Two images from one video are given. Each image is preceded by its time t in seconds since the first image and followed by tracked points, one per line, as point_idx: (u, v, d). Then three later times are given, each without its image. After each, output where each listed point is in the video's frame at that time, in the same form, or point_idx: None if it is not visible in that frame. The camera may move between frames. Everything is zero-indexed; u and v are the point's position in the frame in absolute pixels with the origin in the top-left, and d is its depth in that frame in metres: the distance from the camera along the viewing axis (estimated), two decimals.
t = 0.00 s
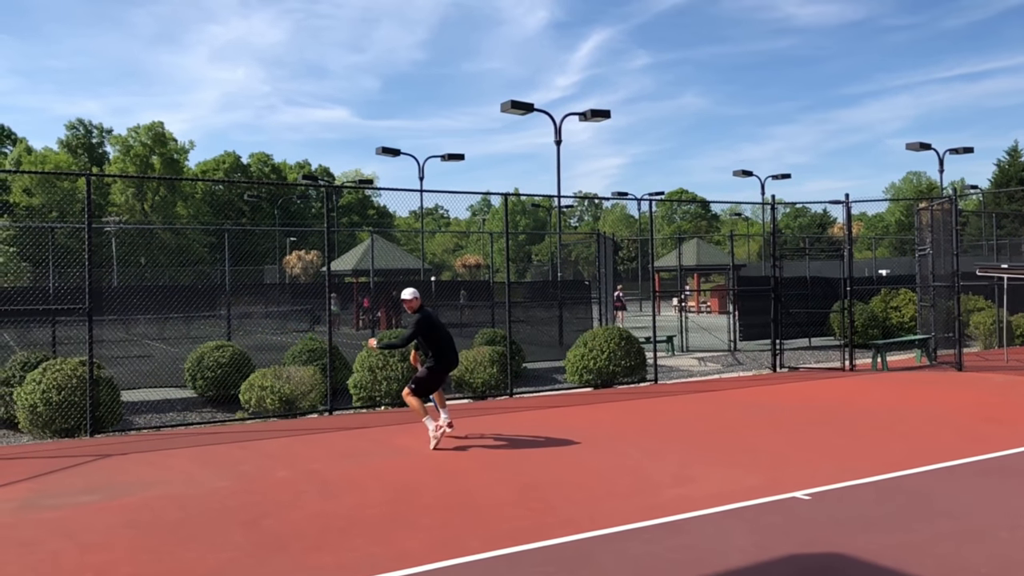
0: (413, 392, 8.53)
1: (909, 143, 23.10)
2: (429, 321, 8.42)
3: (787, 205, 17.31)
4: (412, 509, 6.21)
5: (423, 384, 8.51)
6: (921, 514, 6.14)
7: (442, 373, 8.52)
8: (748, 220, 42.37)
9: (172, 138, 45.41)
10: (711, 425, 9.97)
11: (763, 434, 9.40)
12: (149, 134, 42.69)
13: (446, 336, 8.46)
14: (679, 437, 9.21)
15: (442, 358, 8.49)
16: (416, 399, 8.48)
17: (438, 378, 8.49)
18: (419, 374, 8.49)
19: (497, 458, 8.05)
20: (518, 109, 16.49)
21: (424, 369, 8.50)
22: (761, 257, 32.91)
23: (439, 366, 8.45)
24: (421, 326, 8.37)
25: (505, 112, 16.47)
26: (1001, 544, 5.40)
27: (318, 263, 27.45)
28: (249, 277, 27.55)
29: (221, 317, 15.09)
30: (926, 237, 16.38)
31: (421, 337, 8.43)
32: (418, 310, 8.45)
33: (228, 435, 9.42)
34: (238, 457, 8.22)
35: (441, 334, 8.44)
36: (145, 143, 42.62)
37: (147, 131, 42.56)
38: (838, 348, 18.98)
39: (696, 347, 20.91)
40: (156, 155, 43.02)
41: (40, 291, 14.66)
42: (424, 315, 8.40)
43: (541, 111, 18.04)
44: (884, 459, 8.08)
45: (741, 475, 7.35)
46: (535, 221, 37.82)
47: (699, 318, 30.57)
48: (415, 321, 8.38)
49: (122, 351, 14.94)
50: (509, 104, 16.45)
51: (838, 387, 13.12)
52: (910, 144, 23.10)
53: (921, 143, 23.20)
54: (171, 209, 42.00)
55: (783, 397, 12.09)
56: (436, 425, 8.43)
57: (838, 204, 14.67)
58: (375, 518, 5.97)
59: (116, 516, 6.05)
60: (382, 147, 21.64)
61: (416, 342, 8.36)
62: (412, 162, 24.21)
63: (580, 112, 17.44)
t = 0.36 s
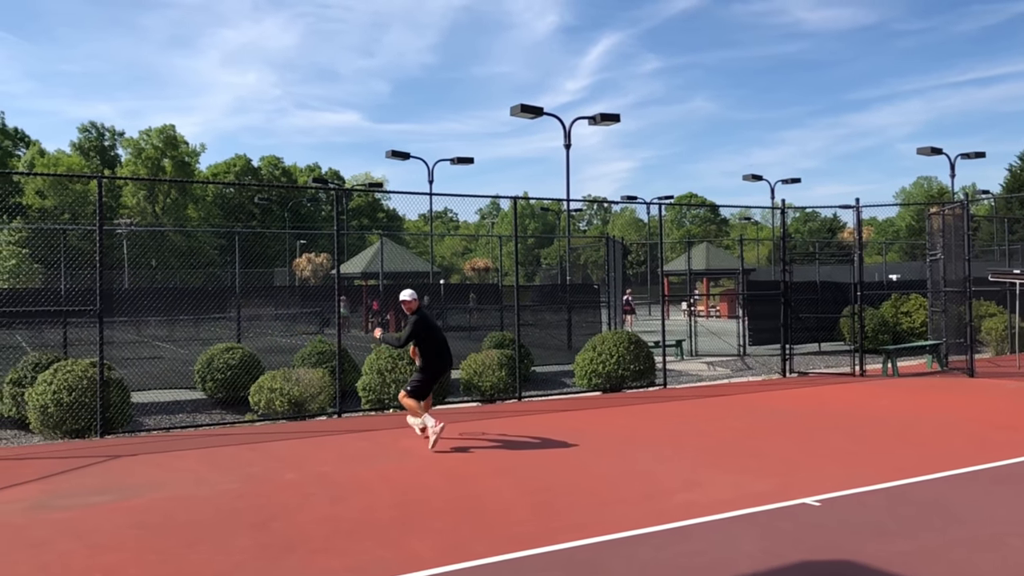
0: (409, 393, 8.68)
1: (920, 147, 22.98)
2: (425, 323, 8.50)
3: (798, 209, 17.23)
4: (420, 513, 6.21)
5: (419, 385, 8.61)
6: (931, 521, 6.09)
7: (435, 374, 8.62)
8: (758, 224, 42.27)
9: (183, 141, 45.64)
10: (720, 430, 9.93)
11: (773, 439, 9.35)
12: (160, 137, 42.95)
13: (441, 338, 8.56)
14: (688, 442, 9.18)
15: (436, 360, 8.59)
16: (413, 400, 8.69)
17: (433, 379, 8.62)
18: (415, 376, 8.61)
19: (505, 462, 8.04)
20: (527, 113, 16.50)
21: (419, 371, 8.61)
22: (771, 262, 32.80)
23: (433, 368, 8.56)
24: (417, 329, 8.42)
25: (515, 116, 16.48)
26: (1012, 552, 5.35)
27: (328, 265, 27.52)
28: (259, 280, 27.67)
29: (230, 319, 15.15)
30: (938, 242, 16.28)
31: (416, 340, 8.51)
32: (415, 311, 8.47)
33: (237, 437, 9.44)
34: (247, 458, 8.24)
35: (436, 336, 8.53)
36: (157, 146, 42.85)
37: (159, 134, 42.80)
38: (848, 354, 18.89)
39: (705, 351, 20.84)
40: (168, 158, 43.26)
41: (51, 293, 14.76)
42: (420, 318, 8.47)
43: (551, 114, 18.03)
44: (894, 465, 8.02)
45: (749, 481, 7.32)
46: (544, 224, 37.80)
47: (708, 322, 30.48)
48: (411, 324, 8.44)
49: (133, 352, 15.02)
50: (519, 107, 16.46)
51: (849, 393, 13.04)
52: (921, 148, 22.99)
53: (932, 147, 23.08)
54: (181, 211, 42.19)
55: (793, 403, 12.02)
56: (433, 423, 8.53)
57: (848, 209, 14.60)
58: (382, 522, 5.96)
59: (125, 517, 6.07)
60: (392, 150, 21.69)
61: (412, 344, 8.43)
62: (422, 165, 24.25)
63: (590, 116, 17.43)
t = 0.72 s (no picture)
0: (404, 394, 8.76)
1: (933, 150, 22.82)
2: (424, 325, 8.65)
3: (809, 212, 17.14)
4: (429, 515, 6.19)
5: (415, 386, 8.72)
6: (945, 527, 6.03)
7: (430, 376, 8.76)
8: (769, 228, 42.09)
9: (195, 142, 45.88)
10: (730, 434, 9.87)
11: (783, 444, 9.28)
12: (172, 139, 43.19)
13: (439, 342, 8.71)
14: (698, 446, 9.12)
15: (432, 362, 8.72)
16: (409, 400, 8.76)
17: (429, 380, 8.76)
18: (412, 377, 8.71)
19: (514, 465, 8.01)
20: (538, 114, 16.49)
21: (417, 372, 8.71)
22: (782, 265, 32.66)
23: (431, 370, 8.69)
24: (419, 331, 8.58)
25: (525, 118, 16.48)
26: None
27: (338, 267, 27.58)
28: (270, 281, 27.76)
29: (240, 320, 15.19)
30: (950, 246, 16.15)
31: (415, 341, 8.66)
32: (415, 314, 8.63)
33: (246, 438, 9.46)
34: (257, 459, 8.26)
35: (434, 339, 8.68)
36: (169, 148, 43.12)
37: (171, 136, 43.06)
38: (860, 357, 18.76)
39: (716, 355, 20.74)
40: (179, 160, 43.52)
41: (63, 293, 14.85)
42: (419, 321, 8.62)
43: (561, 116, 18.02)
44: (906, 470, 7.95)
45: (760, 486, 7.26)
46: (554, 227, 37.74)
47: (719, 326, 30.33)
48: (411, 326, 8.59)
49: (143, 353, 15.07)
50: (529, 110, 16.46)
51: (860, 397, 12.94)
52: (934, 151, 22.82)
53: (945, 150, 22.91)
54: (193, 213, 42.40)
55: (803, 407, 11.94)
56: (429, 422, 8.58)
57: (860, 212, 14.50)
58: (391, 524, 5.94)
59: (135, 517, 6.08)
60: (402, 152, 21.71)
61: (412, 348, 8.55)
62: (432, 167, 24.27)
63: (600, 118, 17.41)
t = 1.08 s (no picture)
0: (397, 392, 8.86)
1: (946, 150, 22.66)
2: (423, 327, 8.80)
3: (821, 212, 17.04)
4: (438, 516, 6.18)
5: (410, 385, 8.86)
6: (959, 530, 5.97)
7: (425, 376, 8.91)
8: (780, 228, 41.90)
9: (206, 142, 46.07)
10: (740, 435, 9.82)
11: (794, 445, 9.23)
12: (183, 138, 43.38)
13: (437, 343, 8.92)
14: (708, 447, 9.08)
15: (428, 362, 8.88)
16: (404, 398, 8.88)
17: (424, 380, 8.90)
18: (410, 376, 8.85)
19: (523, 466, 7.99)
20: (548, 115, 16.47)
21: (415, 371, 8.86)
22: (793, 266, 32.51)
23: (428, 371, 8.88)
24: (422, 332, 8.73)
25: (535, 119, 16.46)
26: None
27: (348, 267, 27.63)
28: (280, 281, 27.83)
29: (250, 319, 15.25)
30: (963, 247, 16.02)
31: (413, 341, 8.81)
32: (415, 317, 8.78)
33: (256, 438, 9.48)
34: (266, 459, 8.27)
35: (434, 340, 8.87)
36: (180, 148, 43.31)
37: (182, 136, 43.26)
38: (871, 359, 18.65)
39: (726, 356, 20.67)
40: (190, 159, 43.71)
41: (75, 292, 14.93)
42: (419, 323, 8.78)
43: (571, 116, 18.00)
44: (918, 472, 7.88)
45: (770, 488, 7.22)
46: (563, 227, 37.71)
47: (729, 326, 30.26)
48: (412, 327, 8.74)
49: (154, 352, 15.13)
50: (539, 110, 16.44)
51: (871, 399, 12.86)
52: (947, 151, 22.66)
53: (957, 151, 22.75)
54: (204, 213, 42.54)
55: (814, 408, 11.87)
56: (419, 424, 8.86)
57: (872, 212, 14.40)
58: (401, 525, 5.93)
59: (145, 517, 6.09)
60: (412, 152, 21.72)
61: (413, 350, 8.69)
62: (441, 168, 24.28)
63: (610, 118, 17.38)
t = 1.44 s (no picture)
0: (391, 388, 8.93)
1: (955, 150, 22.53)
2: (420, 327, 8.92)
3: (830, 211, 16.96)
4: (445, 515, 6.17)
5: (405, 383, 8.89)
6: (969, 531, 5.93)
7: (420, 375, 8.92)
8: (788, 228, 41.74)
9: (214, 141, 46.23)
10: (748, 435, 9.78)
11: (802, 445, 9.19)
12: (191, 138, 43.55)
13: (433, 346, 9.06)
14: (715, 447, 9.05)
15: (424, 362, 8.92)
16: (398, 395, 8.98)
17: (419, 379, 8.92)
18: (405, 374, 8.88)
19: (530, 465, 7.98)
20: (555, 114, 16.43)
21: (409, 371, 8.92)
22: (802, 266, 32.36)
23: (424, 371, 8.93)
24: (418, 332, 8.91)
25: (542, 118, 16.44)
26: None
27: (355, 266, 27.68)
28: (287, 280, 27.90)
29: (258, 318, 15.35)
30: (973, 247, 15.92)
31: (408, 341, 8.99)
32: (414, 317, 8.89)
33: (263, 437, 9.49)
34: (273, 458, 8.27)
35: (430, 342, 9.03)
36: (188, 147, 43.48)
37: (190, 135, 43.45)
38: (879, 358, 18.57)
39: (734, 355, 20.60)
40: (198, 159, 43.87)
41: (83, 291, 14.97)
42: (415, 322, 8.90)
43: (579, 115, 17.97)
44: (928, 472, 7.83)
45: (778, 487, 7.19)
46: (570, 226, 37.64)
47: (736, 326, 30.16)
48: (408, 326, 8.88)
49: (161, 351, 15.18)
50: (546, 109, 16.41)
51: (880, 398, 12.80)
52: (956, 150, 22.53)
53: (967, 150, 22.62)
54: (211, 212, 42.71)
55: (822, 408, 11.82)
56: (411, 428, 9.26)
57: (880, 212, 14.33)
58: (408, 524, 5.92)
59: (153, 516, 6.11)
60: (419, 151, 21.73)
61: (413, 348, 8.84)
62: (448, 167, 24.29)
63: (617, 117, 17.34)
